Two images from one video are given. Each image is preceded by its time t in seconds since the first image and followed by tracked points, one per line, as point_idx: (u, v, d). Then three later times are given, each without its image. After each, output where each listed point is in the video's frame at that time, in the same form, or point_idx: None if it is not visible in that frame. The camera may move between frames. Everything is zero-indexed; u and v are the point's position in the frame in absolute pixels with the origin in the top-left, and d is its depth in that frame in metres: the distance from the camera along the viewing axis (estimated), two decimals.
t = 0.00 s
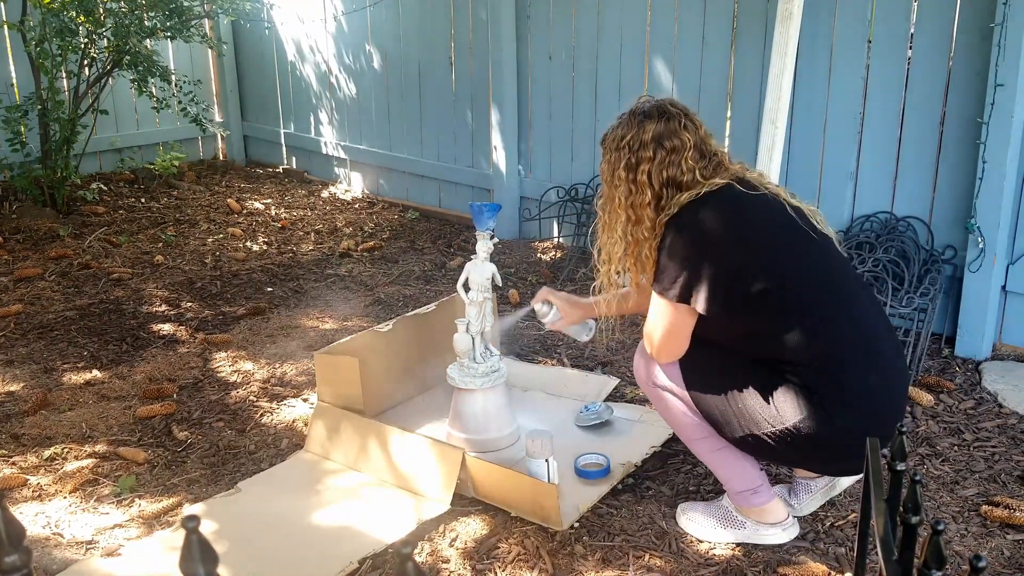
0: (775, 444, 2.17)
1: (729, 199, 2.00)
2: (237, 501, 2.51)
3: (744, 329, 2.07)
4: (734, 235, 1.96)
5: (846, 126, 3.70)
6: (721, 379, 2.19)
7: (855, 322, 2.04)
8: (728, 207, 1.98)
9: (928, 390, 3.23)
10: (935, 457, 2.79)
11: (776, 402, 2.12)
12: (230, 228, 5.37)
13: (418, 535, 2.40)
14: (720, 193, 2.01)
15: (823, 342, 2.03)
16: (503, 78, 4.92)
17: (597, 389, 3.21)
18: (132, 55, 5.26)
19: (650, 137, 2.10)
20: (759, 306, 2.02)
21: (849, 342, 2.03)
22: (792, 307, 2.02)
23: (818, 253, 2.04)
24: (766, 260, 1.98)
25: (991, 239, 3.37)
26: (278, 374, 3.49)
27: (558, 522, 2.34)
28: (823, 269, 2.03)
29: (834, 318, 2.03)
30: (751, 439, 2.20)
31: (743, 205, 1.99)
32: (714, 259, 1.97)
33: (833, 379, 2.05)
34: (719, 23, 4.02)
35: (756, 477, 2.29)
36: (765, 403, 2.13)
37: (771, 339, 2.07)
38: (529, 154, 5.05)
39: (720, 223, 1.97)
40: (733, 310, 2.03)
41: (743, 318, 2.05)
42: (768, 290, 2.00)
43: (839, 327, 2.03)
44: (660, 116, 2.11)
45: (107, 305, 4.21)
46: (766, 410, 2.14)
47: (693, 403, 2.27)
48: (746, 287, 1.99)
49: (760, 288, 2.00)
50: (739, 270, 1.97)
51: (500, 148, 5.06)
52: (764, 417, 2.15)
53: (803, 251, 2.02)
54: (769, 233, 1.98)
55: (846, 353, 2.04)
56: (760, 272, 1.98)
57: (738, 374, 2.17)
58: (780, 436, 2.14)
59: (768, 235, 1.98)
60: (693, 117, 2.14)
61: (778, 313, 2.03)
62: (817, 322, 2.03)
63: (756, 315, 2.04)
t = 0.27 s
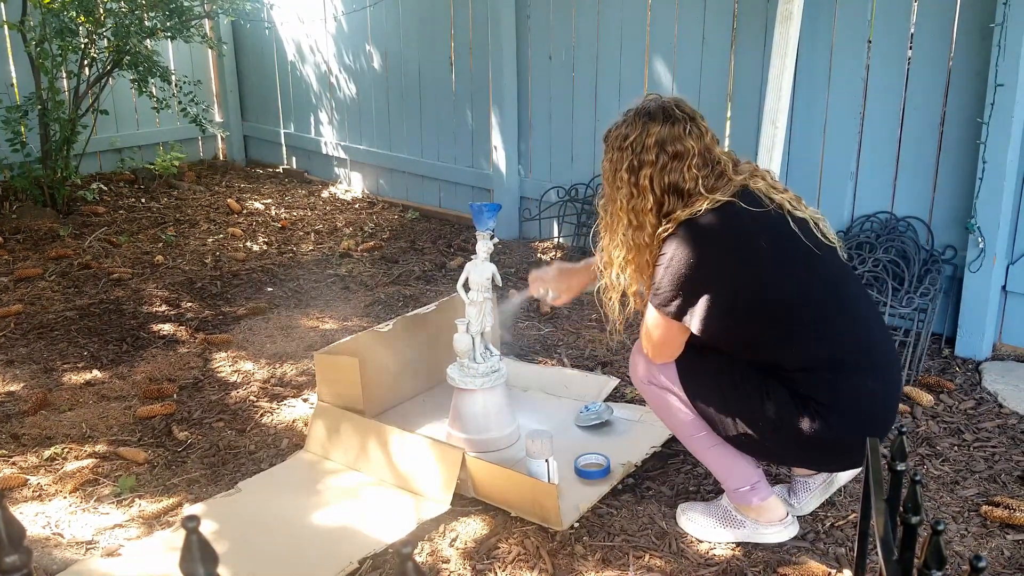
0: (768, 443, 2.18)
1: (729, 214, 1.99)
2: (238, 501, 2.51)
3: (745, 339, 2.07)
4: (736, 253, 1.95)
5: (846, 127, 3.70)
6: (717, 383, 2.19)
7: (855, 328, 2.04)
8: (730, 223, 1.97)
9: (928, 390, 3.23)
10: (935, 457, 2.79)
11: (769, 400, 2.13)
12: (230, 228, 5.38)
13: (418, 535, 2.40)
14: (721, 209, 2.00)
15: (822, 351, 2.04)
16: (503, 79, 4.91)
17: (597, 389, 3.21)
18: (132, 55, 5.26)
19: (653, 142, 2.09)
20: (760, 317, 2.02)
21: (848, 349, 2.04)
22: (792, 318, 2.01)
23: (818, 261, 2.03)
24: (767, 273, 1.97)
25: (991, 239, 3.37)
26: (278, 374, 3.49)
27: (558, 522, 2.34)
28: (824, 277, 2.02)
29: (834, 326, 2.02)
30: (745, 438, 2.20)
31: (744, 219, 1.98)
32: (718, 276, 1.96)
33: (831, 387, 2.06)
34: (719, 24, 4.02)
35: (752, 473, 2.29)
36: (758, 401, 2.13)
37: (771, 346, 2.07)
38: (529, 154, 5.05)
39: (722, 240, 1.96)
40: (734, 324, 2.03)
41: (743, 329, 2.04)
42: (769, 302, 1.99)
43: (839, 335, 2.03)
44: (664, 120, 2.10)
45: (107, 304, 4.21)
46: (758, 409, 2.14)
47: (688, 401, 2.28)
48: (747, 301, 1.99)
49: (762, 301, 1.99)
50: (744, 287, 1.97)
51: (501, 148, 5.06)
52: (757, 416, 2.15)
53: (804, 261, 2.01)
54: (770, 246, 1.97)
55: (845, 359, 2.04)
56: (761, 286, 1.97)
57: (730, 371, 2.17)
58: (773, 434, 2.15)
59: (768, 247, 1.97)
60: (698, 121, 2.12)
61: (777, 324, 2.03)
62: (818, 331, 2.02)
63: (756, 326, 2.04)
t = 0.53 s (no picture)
0: (765, 446, 2.17)
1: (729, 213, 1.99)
2: (237, 501, 2.51)
3: (744, 339, 2.08)
4: (734, 252, 1.96)
5: (846, 127, 3.70)
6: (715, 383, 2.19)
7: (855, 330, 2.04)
8: (730, 221, 1.98)
9: (927, 390, 3.23)
10: (935, 457, 2.79)
11: (769, 402, 2.13)
12: (230, 228, 5.38)
13: (418, 535, 2.40)
14: (720, 205, 2.00)
15: (821, 352, 2.04)
16: (502, 79, 4.91)
17: (597, 389, 3.21)
18: (132, 56, 5.26)
19: (661, 132, 2.09)
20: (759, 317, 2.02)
21: (847, 350, 2.04)
22: (792, 319, 2.02)
23: (819, 263, 2.03)
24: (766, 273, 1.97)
25: (991, 240, 3.37)
26: (278, 374, 3.49)
27: (557, 522, 2.34)
28: (824, 278, 2.03)
29: (833, 327, 2.03)
30: (743, 440, 2.20)
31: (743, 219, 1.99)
32: (717, 274, 1.96)
33: (829, 387, 2.06)
34: (718, 24, 4.02)
35: (751, 476, 2.28)
36: (758, 403, 2.14)
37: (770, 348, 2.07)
38: (529, 154, 5.05)
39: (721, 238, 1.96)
40: (733, 323, 2.03)
41: (742, 329, 2.05)
42: (768, 302, 2.00)
43: (839, 337, 2.03)
44: (674, 110, 2.09)
45: (107, 305, 4.21)
46: (758, 410, 2.14)
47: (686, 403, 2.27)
48: (746, 299, 1.99)
49: (760, 301, 1.99)
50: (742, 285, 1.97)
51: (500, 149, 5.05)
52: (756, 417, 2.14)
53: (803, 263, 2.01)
54: (769, 247, 1.98)
55: (844, 360, 2.04)
56: (759, 285, 1.98)
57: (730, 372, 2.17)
58: (771, 436, 2.14)
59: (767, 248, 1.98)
60: (709, 114, 2.12)
61: (776, 325, 2.03)
62: (817, 331, 2.02)
63: (755, 326, 2.04)
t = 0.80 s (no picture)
0: (768, 450, 2.16)
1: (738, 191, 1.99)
2: (236, 501, 2.51)
3: (741, 317, 2.09)
4: (734, 226, 1.96)
5: (845, 127, 3.70)
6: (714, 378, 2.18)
7: (855, 330, 2.03)
8: (736, 195, 1.98)
9: (927, 390, 3.23)
10: (934, 457, 2.79)
11: (771, 404, 2.11)
12: (229, 228, 5.38)
13: (417, 535, 2.40)
14: (728, 178, 2.01)
15: (820, 347, 2.03)
16: (502, 79, 4.91)
17: (596, 390, 3.21)
18: (131, 56, 5.25)
19: (676, 115, 2.12)
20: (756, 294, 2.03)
21: (846, 350, 2.03)
22: (791, 302, 2.02)
23: (826, 254, 2.03)
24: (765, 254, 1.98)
25: (991, 240, 3.37)
26: (277, 374, 3.49)
27: (557, 522, 2.34)
28: (831, 270, 2.03)
29: (834, 321, 2.02)
30: (745, 443, 2.18)
31: (752, 197, 1.98)
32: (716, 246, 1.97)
33: (827, 386, 2.04)
34: (718, 24, 4.02)
35: (751, 477, 2.28)
36: (762, 405, 2.12)
37: (769, 332, 2.07)
38: (529, 154, 5.06)
39: (722, 210, 1.97)
40: (729, 294, 2.05)
41: (738, 303, 2.06)
42: (769, 283, 2.01)
43: (839, 332, 2.02)
44: (690, 96, 2.13)
45: (107, 305, 4.21)
46: (762, 412, 2.13)
47: (689, 405, 2.25)
48: (743, 275, 2.00)
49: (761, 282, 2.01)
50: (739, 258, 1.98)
51: (499, 149, 5.05)
52: (760, 421, 2.13)
53: (808, 252, 2.01)
54: (774, 229, 1.98)
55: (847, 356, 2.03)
56: (758, 262, 1.98)
57: (733, 372, 2.16)
58: (775, 441, 2.13)
59: (771, 233, 1.98)
60: (726, 103, 2.14)
61: (774, 305, 2.03)
62: (821, 321, 2.02)
63: (752, 304, 2.05)
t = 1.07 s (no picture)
0: (774, 450, 2.17)
1: (744, 190, 1.99)
2: (236, 501, 2.51)
3: (742, 314, 2.09)
4: (737, 224, 1.97)
5: (845, 127, 3.70)
6: (719, 378, 2.18)
7: (859, 330, 2.03)
8: (741, 193, 1.99)
9: (926, 390, 3.23)
10: (934, 457, 2.79)
11: (776, 404, 2.11)
12: (229, 228, 5.38)
13: (417, 534, 2.40)
14: (733, 177, 2.02)
15: (824, 345, 2.03)
16: (502, 79, 4.91)
17: (596, 390, 3.21)
18: (131, 55, 5.25)
19: (677, 120, 2.13)
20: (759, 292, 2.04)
21: (849, 351, 2.03)
22: (795, 300, 2.03)
23: (831, 253, 2.04)
24: (768, 253, 1.99)
25: (990, 240, 3.37)
26: (277, 374, 3.49)
27: (556, 522, 2.34)
28: (835, 269, 2.03)
29: (839, 320, 2.02)
30: (750, 443, 2.19)
31: (757, 195, 1.99)
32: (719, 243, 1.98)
33: (831, 386, 2.05)
34: (718, 25, 4.03)
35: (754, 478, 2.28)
36: (767, 406, 2.12)
37: (772, 330, 2.08)
38: (528, 154, 5.06)
39: (725, 207, 1.97)
40: (731, 291, 2.06)
41: (740, 301, 2.07)
42: (773, 280, 2.01)
43: (843, 332, 2.02)
44: (689, 101, 2.14)
45: (106, 304, 4.21)
46: (767, 413, 2.13)
47: (694, 405, 2.25)
48: (745, 271, 2.01)
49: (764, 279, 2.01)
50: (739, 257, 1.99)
51: (499, 149, 5.05)
52: (765, 421, 2.14)
53: (813, 251, 2.01)
54: (778, 226, 1.98)
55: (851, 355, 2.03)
56: (761, 259, 1.99)
57: (737, 372, 2.15)
58: (780, 441, 2.14)
59: (776, 232, 1.98)
60: (724, 106, 2.15)
61: (776, 302, 2.04)
62: (826, 319, 2.02)
63: (755, 301, 2.06)
